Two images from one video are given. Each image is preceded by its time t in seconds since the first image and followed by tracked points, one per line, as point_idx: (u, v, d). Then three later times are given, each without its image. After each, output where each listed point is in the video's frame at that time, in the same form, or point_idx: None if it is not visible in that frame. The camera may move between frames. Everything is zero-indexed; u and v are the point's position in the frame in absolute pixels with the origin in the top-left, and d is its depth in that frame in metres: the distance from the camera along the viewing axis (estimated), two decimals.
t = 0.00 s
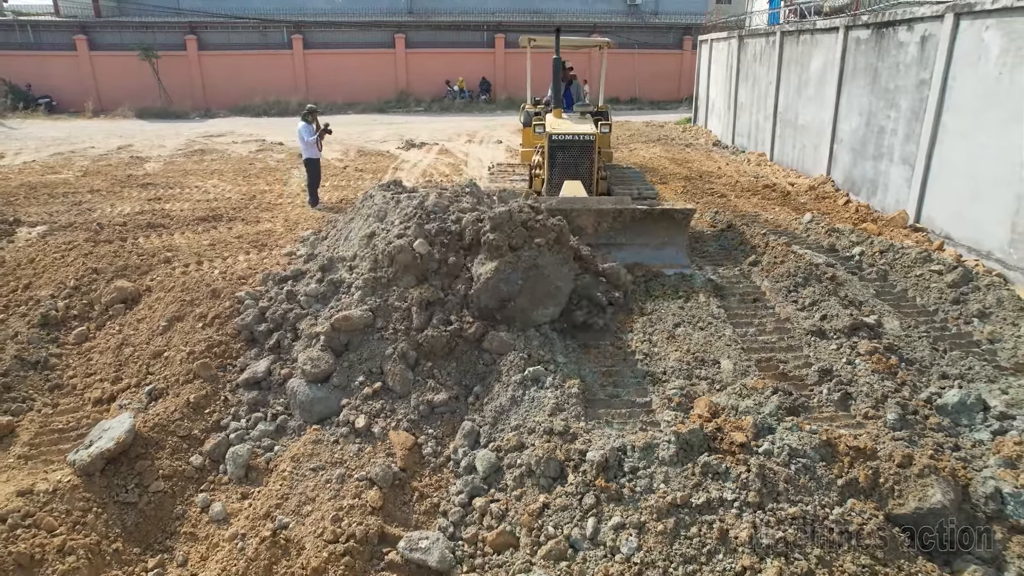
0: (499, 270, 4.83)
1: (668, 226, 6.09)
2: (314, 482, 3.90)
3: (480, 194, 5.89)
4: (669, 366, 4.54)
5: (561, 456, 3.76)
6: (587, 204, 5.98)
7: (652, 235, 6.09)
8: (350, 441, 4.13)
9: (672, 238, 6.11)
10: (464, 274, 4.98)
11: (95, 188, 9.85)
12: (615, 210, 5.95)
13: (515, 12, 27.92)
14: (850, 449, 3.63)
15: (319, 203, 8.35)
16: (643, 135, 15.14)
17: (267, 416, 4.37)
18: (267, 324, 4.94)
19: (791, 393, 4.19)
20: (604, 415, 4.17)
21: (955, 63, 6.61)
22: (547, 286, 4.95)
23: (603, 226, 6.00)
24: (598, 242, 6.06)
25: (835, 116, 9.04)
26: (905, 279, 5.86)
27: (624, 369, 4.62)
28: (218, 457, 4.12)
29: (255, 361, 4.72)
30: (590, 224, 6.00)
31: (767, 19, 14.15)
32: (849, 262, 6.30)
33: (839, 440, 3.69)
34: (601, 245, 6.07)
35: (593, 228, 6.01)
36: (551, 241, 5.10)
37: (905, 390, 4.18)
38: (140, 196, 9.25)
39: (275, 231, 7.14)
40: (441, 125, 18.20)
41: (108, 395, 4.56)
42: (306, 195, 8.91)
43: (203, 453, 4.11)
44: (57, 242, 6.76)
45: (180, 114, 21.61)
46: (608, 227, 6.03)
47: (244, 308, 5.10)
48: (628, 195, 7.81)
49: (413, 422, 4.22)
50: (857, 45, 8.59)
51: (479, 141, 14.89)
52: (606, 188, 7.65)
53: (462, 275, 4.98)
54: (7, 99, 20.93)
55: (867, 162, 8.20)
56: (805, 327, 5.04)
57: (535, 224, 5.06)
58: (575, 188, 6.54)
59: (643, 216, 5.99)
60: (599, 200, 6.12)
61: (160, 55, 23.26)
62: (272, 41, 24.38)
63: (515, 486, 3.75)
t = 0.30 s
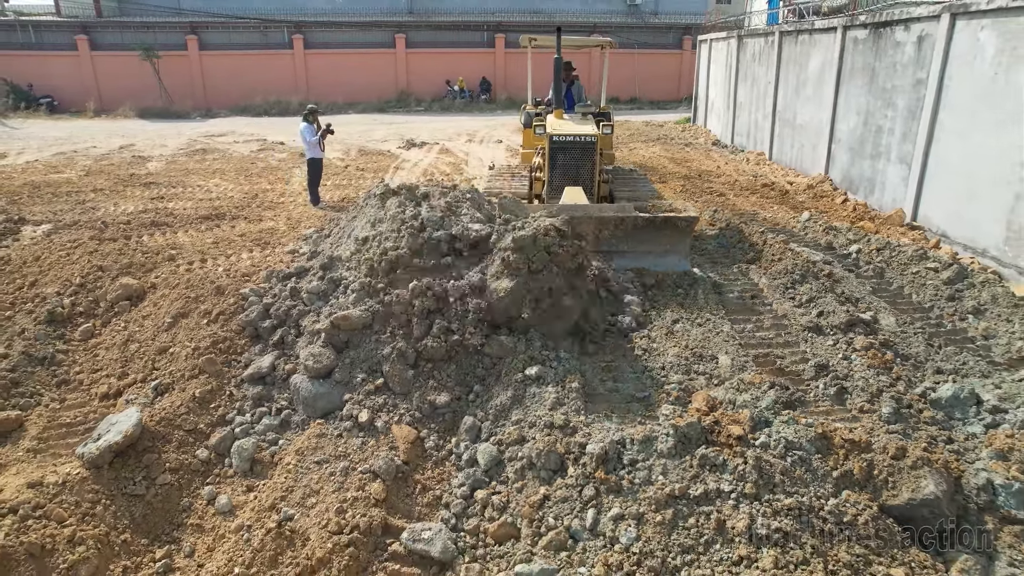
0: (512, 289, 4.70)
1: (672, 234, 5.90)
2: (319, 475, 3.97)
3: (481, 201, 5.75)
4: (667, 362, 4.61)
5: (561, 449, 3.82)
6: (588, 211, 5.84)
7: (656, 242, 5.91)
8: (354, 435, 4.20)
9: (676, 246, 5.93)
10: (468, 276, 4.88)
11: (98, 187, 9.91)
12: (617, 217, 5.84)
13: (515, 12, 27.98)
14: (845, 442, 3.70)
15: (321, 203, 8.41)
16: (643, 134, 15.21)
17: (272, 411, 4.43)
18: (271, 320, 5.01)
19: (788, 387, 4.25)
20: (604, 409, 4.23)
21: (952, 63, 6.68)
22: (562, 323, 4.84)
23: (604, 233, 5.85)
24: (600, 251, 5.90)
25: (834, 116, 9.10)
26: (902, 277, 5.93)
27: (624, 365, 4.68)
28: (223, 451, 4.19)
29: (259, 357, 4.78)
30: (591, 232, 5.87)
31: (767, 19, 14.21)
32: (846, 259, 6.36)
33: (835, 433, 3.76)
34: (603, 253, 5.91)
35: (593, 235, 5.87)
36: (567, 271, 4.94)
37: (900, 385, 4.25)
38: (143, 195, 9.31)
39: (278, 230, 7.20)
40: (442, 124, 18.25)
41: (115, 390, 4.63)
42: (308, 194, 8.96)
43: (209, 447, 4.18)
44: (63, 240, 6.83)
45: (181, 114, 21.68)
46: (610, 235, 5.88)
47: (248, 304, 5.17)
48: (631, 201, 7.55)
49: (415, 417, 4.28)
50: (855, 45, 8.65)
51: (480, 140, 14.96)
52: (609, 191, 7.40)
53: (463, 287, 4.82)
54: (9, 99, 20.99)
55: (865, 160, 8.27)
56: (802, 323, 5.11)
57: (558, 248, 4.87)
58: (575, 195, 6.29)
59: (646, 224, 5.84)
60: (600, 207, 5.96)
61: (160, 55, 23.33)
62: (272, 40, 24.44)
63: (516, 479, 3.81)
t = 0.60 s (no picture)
0: (528, 310, 4.57)
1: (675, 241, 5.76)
2: (322, 469, 4.03)
3: (480, 207, 5.59)
4: (665, 358, 4.68)
5: (561, 443, 3.89)
6: (589, 218, 5.70)
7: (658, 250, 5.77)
8: (356, 429, 4.26)
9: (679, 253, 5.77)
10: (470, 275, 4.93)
11: (100, 187, 9.97)
12: (618, 224, 5.70)
13: (516, 12, 28.04)
14: (840, 436, 3.76)
15: (322, 202, 8.46)
16: (643, 135, 15.26)
17: (275, 407, 4.49)
18: (274, 318, 5.07)
19: (784, 383, 4.32)
20: (604, 404, 4.29)
21: (948, 64, 6.74)
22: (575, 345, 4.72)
23: (605, 241, 5.69)
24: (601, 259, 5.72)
25: (832, 115, 9.16)
26: (898, 275, 5.99)
27: (623, 361, 4.73)
28: (228, 446, 4.25)
29: (263, 354, 4.84)
30: (592, 239, 5.69)
31: (766, 19, 14.24)
32: (843, 257, 6.42)
33: (830, 428, 3.82)
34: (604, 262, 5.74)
35: (594, 243, 5.70)
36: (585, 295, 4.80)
37: (895, 380, 4.31)
38: (145, 194, 9.37)
39: (280, 229, 7.26)
40: (443, 124, 18.33)
41: (120, 386, 4.68)
42: (310, 194, 9.01)
43: (214, 441, 4.24)
44: (67, 239, 6.88)
45: (183, 114, 21.73)
46: (611, 242, 5.71)
47: (252, 302, 5.24)
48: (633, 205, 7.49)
49: (417, 413, 4.34)
50: (853, 45, 8.71)
51: (480, 140, 15.01)
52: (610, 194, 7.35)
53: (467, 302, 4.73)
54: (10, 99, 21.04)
55: (863, 160, 8.33)
56: (799, 320, 5.16)
57: (577, 288, 4.73)
58: (576, 199, 6.24)
59: (648, 231, 5.71)
60: (601, 213, 5.81)
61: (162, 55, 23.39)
62: (273, 41, 24.49)
63: (517, 473, 3.88)
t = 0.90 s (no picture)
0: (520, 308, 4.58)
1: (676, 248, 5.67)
2: (327, 459, 4.15)
3: (476, 216, 5.68)
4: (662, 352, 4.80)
5: (560, 433, 4.01)
6: (587, 226, 5.60)
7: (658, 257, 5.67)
8: (360, 421, 4.38)
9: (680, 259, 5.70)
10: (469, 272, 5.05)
11: (105, 187, 10.10)
12: (616, 231, 5.58)
13: (516, 14, 28.18)
14: (830, 426, 3.88)
15: (325, 202, 8.59)
16: (642, 135, 15.39)
17: (281, 399, 4.61)
18: (279, 313, 5.19)
19: (776, 376, 4.43)
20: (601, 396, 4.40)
21: (940, 65, 6.87)
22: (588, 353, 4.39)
23: (603, 249, 5.57)
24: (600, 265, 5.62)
25: (827, 115, 9.27)
26: (890, 272, 6.11)
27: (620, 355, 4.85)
28: (235, 436, 4.37)
29: (268, 348, 4.96)
30: (590, 246, 5.61)
31: (764, 21, 14.35)
32: (837, 255, 6.54)
33: (820, 418, 3.94)
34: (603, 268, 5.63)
35: (593, 250, 5.61)
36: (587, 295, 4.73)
37: (884, 373, 4.43)
38: (150, 194, 9.49)
39: (283, 227, 7.38)
40: (443, 125, 18.45)
41: (130, 379, 4.80)
42: (313, 194, 9.12)
43: (222, 432, 4.36)
44: (74, 238, 7.01)
45: (185, 115, 21.87)
46: (610, 249, 5.59)
47: (257, 298, 5.36)
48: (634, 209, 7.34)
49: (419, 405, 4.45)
50: (848, 47, 8.83)
51: (480, 141, 15.14)
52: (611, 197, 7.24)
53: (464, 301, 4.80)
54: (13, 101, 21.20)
55: (857, 160, 8.45)
56: (792, 316, 5.28)
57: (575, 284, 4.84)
58: (575, 206, 6.23)
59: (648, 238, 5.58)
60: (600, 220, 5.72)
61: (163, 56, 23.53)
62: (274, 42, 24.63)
63: (516, 462, 4.00)
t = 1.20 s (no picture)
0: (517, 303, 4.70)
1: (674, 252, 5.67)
2: (335, 443, 4.35)
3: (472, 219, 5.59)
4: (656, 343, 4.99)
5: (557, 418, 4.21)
6: (584, 229, 5.51)
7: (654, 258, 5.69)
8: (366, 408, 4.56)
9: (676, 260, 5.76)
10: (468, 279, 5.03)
11: (113, 187, 10.31)
12: (614, 234, 5.50)
13: (516, 17, 28.41)
14: (814, 410, 4.08)
15: (329, 201, 8.78)
16: (641, 137, 15.58)
17: (289, 387, 4.79)
18: (287, 306, 5.38)
19: (765, 364, 4.62)
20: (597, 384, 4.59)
21: (928, 67, 7.07)
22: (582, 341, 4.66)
23: (600, 253, 5.51)
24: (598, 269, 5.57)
25: (821, 116, 9.47)
26: (879, 267, 6.30)
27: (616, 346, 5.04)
28: (246, 422, 4.55)
29: (277, 339, 5.14)
30: (587, 250, 5.54)
31: (760, 24, 14.54)
32: (827, 251, 6.74)
33: (805, 403, 4.14)
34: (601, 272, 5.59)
35: (590, 253, 5.55)
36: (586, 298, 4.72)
37: (869, 362, 4.62)
38: (157, 193, 9.69)
39: (289, 225, 7.56)
40: (444, 127, 18.65)
41: (144, 369, 4.99)
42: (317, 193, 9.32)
43: (233, 418, 4.55)
44: (86, 235, 7.21)
45: (188, 117, 22.09)
46: (607, 252, 5.54)
47: (266, 291, 5.55)
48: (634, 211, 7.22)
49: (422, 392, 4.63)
50: (840, 49, 9.03)
51: (481, 142, 15.34)
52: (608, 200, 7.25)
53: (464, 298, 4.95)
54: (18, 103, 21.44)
55: (850, 159, 8.64)
56: (782, 308, 5.47)
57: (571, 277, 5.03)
58: (573, 210, 6.23)
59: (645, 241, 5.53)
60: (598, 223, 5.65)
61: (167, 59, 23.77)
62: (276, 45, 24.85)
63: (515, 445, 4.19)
